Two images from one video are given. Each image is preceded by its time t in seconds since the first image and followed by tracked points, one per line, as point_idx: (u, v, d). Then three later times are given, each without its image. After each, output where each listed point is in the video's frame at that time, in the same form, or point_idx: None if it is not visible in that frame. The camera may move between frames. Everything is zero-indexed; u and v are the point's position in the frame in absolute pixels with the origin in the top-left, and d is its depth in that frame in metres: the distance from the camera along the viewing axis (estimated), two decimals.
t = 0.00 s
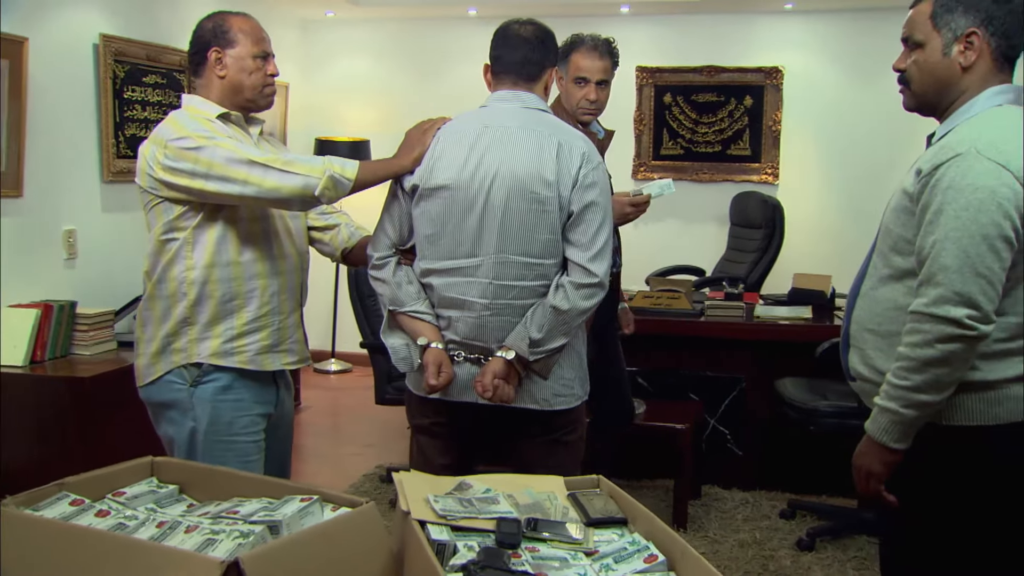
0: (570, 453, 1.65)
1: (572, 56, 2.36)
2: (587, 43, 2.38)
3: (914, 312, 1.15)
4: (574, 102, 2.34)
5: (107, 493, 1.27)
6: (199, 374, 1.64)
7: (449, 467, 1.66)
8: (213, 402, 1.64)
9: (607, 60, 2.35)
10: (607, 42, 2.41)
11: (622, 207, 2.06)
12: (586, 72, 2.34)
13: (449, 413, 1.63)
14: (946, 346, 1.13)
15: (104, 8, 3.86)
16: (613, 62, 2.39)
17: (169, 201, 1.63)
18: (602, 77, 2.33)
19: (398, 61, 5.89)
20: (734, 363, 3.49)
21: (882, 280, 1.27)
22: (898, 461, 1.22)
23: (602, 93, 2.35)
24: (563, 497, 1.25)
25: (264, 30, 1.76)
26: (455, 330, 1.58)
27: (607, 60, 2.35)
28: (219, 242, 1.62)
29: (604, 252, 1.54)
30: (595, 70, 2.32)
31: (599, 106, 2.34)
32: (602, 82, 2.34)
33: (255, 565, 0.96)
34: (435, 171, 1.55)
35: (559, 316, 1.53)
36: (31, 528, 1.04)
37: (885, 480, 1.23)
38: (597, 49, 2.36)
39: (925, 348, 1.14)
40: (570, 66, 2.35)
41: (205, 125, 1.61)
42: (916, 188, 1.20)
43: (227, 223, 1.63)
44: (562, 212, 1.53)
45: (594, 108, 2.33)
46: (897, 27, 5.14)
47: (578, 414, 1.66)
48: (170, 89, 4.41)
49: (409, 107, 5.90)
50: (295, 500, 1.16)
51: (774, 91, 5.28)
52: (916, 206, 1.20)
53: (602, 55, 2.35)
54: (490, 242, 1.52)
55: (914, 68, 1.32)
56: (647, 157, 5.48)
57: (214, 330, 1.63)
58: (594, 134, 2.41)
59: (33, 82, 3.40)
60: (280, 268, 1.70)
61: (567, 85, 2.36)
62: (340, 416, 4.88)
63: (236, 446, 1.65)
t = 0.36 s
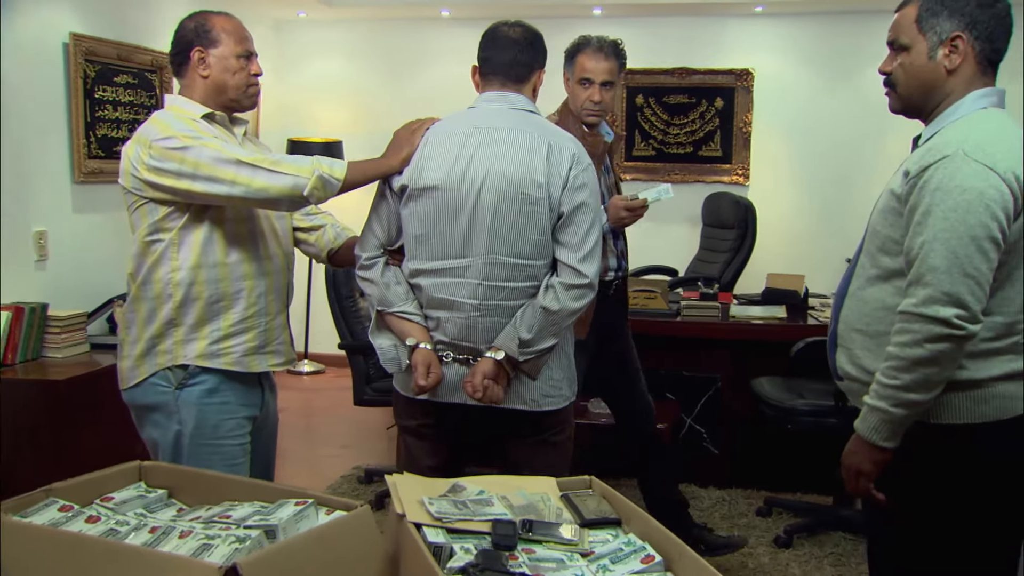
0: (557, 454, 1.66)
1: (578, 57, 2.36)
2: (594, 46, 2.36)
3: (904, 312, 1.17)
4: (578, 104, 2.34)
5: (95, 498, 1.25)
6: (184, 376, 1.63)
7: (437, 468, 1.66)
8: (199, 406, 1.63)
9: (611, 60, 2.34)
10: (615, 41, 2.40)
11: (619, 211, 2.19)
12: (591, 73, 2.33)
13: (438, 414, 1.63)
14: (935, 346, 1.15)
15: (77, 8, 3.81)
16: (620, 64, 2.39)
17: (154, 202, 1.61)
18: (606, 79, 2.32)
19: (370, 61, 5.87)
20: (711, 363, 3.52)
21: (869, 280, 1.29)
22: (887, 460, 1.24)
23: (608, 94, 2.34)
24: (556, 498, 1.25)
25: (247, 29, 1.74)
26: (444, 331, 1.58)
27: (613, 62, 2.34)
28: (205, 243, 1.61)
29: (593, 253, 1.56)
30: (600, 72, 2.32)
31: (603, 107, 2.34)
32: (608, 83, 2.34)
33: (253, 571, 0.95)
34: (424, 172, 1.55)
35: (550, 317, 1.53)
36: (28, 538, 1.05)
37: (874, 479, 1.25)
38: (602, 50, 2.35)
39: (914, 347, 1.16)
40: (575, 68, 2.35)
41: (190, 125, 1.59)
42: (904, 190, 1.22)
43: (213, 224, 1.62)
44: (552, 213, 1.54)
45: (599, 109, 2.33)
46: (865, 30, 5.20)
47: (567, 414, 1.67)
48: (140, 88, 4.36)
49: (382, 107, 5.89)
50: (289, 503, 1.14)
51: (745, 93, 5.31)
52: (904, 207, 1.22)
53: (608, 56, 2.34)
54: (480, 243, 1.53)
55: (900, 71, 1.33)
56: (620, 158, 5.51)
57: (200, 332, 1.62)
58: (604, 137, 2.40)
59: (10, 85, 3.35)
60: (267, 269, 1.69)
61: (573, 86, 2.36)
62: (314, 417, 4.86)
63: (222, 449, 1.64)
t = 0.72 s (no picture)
0: (549, 455, 1.66)
1: (614, 59, 2.41)
2: (631, 48, 2.41)
3: (898, 312, 1.19)
4: (612, 104, 2.38)
5: (87, 503, 1.23)
6: (174, 379, 1.61)
7: (429, 470, 1.65)
8: (189, 409, 1.61)
9: (645, 62, 2.38)
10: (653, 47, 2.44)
11: (643, 211, 2.23)
12: (625, 75, 2.38)
13: (430, 415, 1.63)
14: (929, 345, 1.17)
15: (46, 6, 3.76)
16: (656, 67, 2.43)
17: (143, 204, 1.60)
18: (640, 80, 2.36)
19: (346, 62, 5.84)
20: (691, 362, 3.55)
21: (861, 281, 1.31)
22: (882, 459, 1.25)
23: (643, 95, 2.39)
24: (553, 500, 1.26)
25: (236, 30, 1.73)
26: (437, 332, 1.58)
27: (648, 64, 2.38)
28: (194, 245, 1.60)
29: (586, 254, 1.57)
30: (634, 73, 2.36)
31: (636, 108, 2.37)
32: (643, 85, 2.38)
33: None
34: (416, 173, 1.55)
35: (543, 318, 1.54)
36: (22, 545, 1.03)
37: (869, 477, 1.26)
38: (637, 53, 2.40)
39: (908, 347, 1.18)
40: (611, 69, 2.41)
41: (179, 126, 1.58)
42: (896, 192, 1.23)
43: (202, 225, 1.61)
44: (545, 214, 1.55)
45: (632, 110, 2.37)
46: (838, 33, 5.26)
47: (558, 415, 1.68)
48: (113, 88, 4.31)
49: (358, 108, 5.88)
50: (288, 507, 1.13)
51: (719, 95, 5.34)
52: (896, 209, 1.24)
53: (644, 58, 2.39)
54: (473, 244, 1.53)
55: (890, 73, 1.35)
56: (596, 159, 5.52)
57: (189, 334, 1.61)
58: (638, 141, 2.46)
59: None
60: (256, 271, 1.68)
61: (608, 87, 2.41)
62: (291, 419, 4.84)
63: (212, 452, 1.63)
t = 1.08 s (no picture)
0: (545, 455, 1.67)
1: (657, 58, 2.44)
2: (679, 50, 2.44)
3: (895, 312, 1.20)
4: (652, 104, 2.43)
5: (85, 508, 1.22)
6: (167, 381, 1.60)
7: (424, 471, 1.65)
8: (183, 411, 1.60)
9: (687, 64, 2.40)
10: (695, 49, 2.47)
11: (674, 205, 2.27)
12: (666, 75, 2.41)
13: (426, 417, 1.63)
14: (926, 345, 1.18)
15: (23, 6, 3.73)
16: (699, 70, 2.46)
17: (135, 205, 1.59)
18: (681, 81, 2.39)
19: (324, 62, 5.82)
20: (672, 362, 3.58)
21: (856, 281, 1.32)
22: (879, 457, 1.27)
23: (683, 96, 2.42)
24: (554, 500, 1.26)
25: (228, 30, 1.73)
26: (433, 334, 1.58)
27: (690, 65, 2.41)
28: (188, 247, 1.59)
29: (581, 255, 1.57)
30: (675, 74, 2.39)
31: (675, 108, 2.42)
32: (684, 86, 2.41)
33: None
34: (411, 175, 1.55)
35: (539, 319, 1.54)
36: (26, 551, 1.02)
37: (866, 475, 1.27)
38: (680, 54, 2.42)
39: (906, 347, 1.19)
40: (653, 69, 2.43)
41: (172, 127, 1.57)
42: (892, 193, 1.25)
43: (195, 227, 1.60)
44: (541, 215, 1.55)
45: (672, 111, 2.42)
46: (815, 37, 5.30)
47: (553, 415, 1.68)
48: (91, 88, 4.27)
49: (337, 109, 5.86)
50: (292, 510, 1.13)
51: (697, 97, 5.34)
52: (893, 210, 1.25)
53: (686, 59, 2.41)
54: (469, 245, 1.53)
55: (884, 76, 1.36)
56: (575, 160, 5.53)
57: (182, 337, 1.60)
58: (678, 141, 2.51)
59: None
60: (249, 273, 1.67)
61: (650, 86, 2.45)
62: (272, 421, 4.81)
63: (206, 454, 1.62)
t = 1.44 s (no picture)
0: (542, 456, 1.67)
1: (675, 60, 2.45)
2: (697, 51, 2.44)
3: (894, 311, 1.22)
4: (668, 104, 2.44)
5: (86, 511, 1.21)
6: (163, 384, 1.59)
7: (421, 472, 1.65)
8: (179, 414, 1.60)
9: (705, 66, 2.41)
10: (714, 52, 2.47)
11: (682, 204, 2.26)
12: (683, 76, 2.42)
13: (423, 418, 1.63)
14: (924, 344, 1.20)
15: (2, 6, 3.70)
16: (716, 71, 2.46)
17: (130, 207, 1.58)
18: (697, 82, 2.40)
19: (304, 63, 5.80)
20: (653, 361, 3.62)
21: (853, 281, 1.34)
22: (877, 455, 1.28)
23: (700, 97, 2.43)
24: (556, 500, 1.27)
25: (222, 31, 1.72)
26: (430, 335, 1.58)
27: (707, 68, 2.41)
28: (183, 249, 1.59)
29: (578, 256, 1.58)
30: (692, 75, 2.40)
31: (691, 109, 2.42)
32: (700, 88, 2.42)
33: None
34: (409, 176, 1.55)
35: (537, 319, 1.55)
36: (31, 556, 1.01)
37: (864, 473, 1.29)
38: (697, 55, 2.43)
39: (904, 346, 1.21)
40: (671, 70, 2.44)
41: (167, 128, 1.56)
42: (889, 194, 1.26)
43: (191, 228, 1.59)
44: (538, 216, 1.56)
45: (688, 111, 2.42)
46: (794, 39, 5.35)
47: (549, 416, 1.69)
48: (72, 88, 4.24)
49: (318, 110, 5.84)
50: (298, 513, 1.13)
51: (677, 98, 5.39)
52: (890, 210, 1.27)
53: (704, 61, 2.41)
54: (467, 246, 1.53)
55: (880, 79, 1.38)
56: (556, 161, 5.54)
57: (177, 339, 1.59)
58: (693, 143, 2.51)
59: None
60: (244, 275, 1.67)
61: (668, 87, 2.46)
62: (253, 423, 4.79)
63: (202, 457, 1.62)
